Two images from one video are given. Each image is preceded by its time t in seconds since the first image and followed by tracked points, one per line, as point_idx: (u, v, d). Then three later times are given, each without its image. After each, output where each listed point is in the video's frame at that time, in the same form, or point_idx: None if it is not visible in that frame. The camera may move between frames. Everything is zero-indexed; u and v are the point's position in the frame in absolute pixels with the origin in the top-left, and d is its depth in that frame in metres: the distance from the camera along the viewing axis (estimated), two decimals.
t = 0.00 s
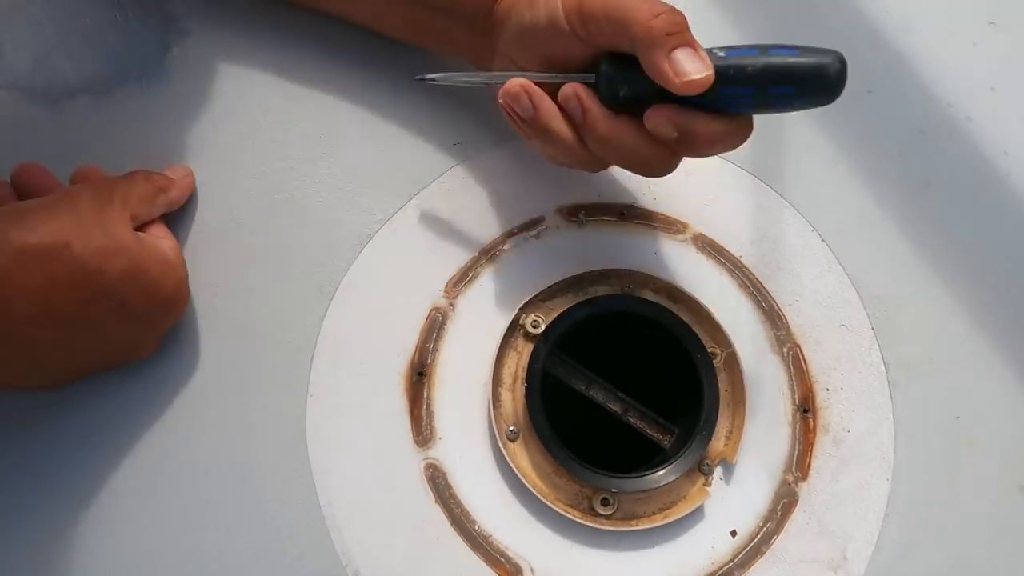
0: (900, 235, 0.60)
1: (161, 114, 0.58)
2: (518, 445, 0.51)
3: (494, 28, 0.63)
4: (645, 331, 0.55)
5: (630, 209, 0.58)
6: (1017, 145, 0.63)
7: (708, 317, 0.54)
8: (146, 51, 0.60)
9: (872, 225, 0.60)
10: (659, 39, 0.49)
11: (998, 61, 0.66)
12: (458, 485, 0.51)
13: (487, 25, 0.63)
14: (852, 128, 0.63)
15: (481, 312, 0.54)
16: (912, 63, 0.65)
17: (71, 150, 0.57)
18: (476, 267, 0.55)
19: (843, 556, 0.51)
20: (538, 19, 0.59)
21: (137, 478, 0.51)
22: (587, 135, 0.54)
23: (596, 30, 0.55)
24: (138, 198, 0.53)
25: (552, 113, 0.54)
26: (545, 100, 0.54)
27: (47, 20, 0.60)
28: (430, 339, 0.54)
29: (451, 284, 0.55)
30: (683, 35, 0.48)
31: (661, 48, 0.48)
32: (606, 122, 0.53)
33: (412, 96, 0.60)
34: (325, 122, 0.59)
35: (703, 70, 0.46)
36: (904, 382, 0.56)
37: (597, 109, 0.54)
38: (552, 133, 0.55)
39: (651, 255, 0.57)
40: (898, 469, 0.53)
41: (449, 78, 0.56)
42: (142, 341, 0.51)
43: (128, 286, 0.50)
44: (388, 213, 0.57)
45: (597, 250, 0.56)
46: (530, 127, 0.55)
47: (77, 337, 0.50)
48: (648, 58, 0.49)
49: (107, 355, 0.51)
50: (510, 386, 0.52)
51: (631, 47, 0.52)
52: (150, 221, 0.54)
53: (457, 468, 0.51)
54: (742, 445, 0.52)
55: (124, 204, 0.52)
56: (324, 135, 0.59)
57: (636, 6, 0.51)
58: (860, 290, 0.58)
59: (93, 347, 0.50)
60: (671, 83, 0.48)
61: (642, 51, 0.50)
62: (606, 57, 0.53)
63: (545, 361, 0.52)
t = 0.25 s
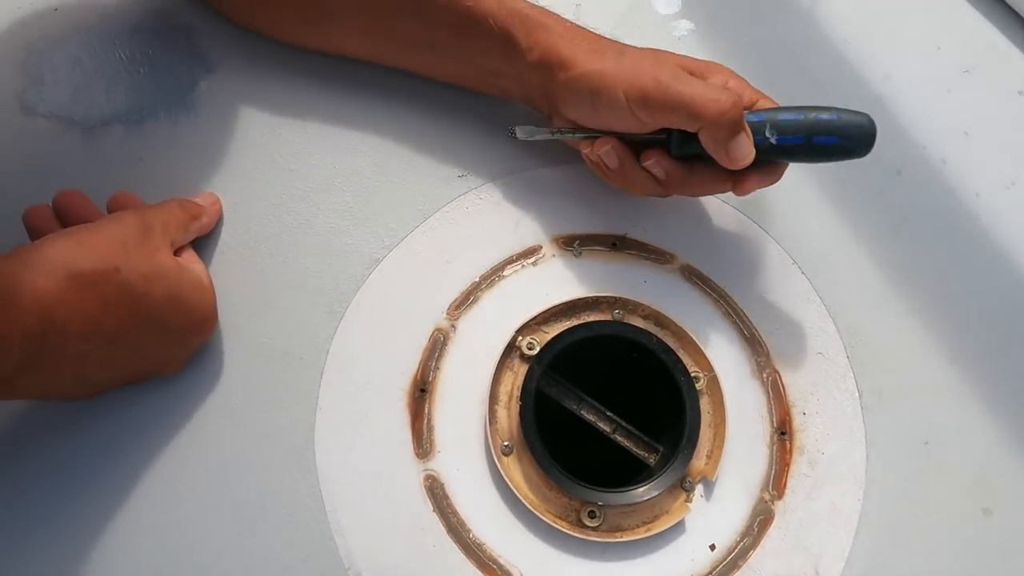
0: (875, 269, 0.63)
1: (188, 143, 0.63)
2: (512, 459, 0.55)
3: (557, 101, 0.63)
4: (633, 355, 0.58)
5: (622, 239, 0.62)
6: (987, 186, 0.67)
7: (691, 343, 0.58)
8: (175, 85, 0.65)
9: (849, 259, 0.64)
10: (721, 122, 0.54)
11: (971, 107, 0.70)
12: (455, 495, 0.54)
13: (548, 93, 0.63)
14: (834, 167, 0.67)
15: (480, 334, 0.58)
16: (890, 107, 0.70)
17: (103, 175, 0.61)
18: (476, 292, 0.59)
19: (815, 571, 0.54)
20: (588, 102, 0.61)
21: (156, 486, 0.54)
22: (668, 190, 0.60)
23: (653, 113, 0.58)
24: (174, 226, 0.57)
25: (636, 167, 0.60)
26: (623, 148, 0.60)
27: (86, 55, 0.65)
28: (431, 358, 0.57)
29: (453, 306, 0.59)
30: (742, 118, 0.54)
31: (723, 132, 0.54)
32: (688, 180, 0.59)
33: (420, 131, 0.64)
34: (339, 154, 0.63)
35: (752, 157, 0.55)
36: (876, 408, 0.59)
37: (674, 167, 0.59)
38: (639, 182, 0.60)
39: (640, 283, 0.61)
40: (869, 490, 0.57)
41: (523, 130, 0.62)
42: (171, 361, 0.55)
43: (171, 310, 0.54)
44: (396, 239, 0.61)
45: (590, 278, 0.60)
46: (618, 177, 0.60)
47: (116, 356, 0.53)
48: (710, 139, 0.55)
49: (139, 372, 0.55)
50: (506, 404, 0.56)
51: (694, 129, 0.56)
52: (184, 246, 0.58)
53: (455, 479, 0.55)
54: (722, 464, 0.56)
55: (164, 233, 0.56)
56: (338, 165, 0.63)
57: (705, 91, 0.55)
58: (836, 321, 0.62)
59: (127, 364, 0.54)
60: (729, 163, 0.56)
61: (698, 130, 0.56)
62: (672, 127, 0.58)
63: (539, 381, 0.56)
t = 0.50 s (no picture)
0: (854, 284, 0.66)
1: (198, 160, 0.66)
2: (504, 463, 0.57)
3: (554, 121, 0.66)
4: (621, 365, 0.61)
5: (612, 254, 0.65)
6: (963, 205, 0.70)
7: (676, 354, 0.61)
8: (186, 104, 0.68)
9: (829, 274, 0.67)
10: (713, 146, 0.57)
11: (949, 128, 0.73)
12: (450, 497, 0.57)
13: (547, 116, 0.66)
14: (817, 185, 0.69)
15: (475, 343, 0.61)
16: (871, 128, 0.72)
17: (118, 191, 0.64)
18: (472, 303, 0.62)
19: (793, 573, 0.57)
20: (586, 124, 0.64)
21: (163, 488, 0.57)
22: (665, 204, 0.64)
23: (650, 134, 0.60)
24: (197, 233, 0.60)
25: (634, 183, 0.63)
26: (622, 165, 0.63)
27: (102, 76, 0.68)
28: (429, 366, 0.60)
29: (450, 317, 0.62)
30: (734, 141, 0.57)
31: (716, 154, 0.57)
32: (682, 194, 0.63)
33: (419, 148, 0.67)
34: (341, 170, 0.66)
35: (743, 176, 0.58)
36: (853, 417, 0.62)
37: (669, 183, 0.62)
38: (637, 198, 0.64)
39: (629, 296, 0.64)
40: (846, 496, 0.59)
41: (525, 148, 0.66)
42: (185, 362, 0.58)
43: (189, 314, 0.57)
44: (396, 252, 0.64)
45: (581, 290, 0.63)
46: (617, 192, 0.64)
47: (134, 355, 0.56)
48: (704, 161, 0.58)
49: (153, 371, 0.58)
50: (499, 411, 0.59)
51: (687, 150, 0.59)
52: (203, 253, 0.61)
53: (450, 482, 0.57)
54: (705, 469, 0.59)
55: (188, 240, 0.59)
56: (342, 180, 0.66)
57: (698, 116, 0.58)
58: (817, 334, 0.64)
59: (144, 363, 0.57)
60: (721, 181, 0.59)
61: (693, 152, 0.59)
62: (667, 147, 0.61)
63: (531, 389, 0.59)
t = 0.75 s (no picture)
0: (843, 292, 0.68)
1: (210, 167, 0.68)
2: (503, 462, 0.59)
3: (526, 131, 0.69)
4: (617, 368, 0.63)
5: (609, 260, 0.67)
6: (949, 216, 0.72)
7: (670, 357, 0.63)
8: (199, 113, 0.70)
9: (819, 282, 0.69)
10: (668, 139, 0.59)
11: (937, 141, 0.75)
12: (451, 494, 0.59)
13: (519, 127, 0.69)
14: (808, 195, 0.72)
15: (477, 346, 0.63)
16: (862, 140, 0.75)
17: (133, 196, 0.67)
18: (474, 307, 0.65)
19: (782, 571, 0.59)
20: (552, 129, 0.66)
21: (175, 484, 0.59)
22: (642, 195, 0.66)
23: (611, 135, 0.62)
24: (216, 236, 0.62)
25: (609, 179, 0.66)
26: (597, 164, 0.65)
27: (118, 85, 0.70)
28: (431, 367, 0.62)
29: (452, 320, 0.64)
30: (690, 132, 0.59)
31: (673, 147, 0.60)
32: (656, 184, 0.65)
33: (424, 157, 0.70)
34: (348, 178, 0.69)
35: (706, 160, 0.61)
36: (841, 421, 0.64)
37: (644, 175, 0.64)
38: (615, 192, 0.66)
39: (625, 301, 0.66)
40: (834, 496, 0.61)
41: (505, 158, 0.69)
42: (200, 360, 0.60)
43: (205, 313, 0.59)
44: (401, 257, 0.66)
45: (579, 295, 0.65)
46: (595, 191, 0.66)
47: (153, 352, 0.58)
48: (663, 153, 0.60)
49: (169, 368, 0.60)
50: (499, 411, 0.61)
51: (648, 146, 0.62)
52: (220, 256, 0.64)
53: (451, 480, 0.59)
54: (697, 469, 0.61)
55: (206, 242, 0.61)
56: (348, 187, 0.68)
57: (655, 113, 0.60)
58: (807, 340, 0.66)
59: (162, 360, 0.59)
60: (682, 169, 0.61)
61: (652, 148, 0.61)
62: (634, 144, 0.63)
63: (530, 390, 0.61)
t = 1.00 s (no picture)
0: (831, 300, 0.70)
1: (215, 176, 0.70)
2: (498, 464, 0.61)
3: (484, 121, 0.70)
4: (609, 374, 0.65)
5: (602, 269, 0.69)
6: (935, 227, 0.74)
7: (661, 364, 0.65)
8: (205, 121, 0.72)
9: (807, 291, 0.70)
10: (615, 120, 0.61)
11: (926, 155, 0.77)
12: (446, 495, 0.61)
13: (477, 116, 0.70)
14: (798, 206, 0.73)
15: (473, 351, 0.65)
16: (851, 153, 0.76)
17: (141, 205, 0.69)
18: (470, 313, 0.66)
19: (768, 573, 0.61)
20: (507, 118, 0.68)
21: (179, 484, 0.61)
22: (597, 175, 0.68)
23: (560, 120, 0.65)
24: (220, 243, 0.64)
25: (563, 162, 0.68)
26: (550, 150, 0.68)
27: (126, 94, 0.72)
28: (428, 372, 0.64)
29: (449, 326, 0.66)
30: (635, 110, 0.61)
31: (620, 127, 0.61)
32: (609, 165, 0.67)
33: (424, 166, 0.71)
34: (349, 186, 0.70)
35: (655, 139, 0.61)
36: (828, 426, 0.66)
37: (594, 157, 0.66)
38: (570, 175, 0.68)
39: (618, 309, 0.68)
40: (819, 500, 0.63)
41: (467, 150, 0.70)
42: (205, 364, 0.62)
43: (210, 317, 0.61)
44: (400, 264, 0.68)
45: (572, 303, 0.67)
46: (551, 174, 0.68)
47: (160, 356, 0.60)
48: (612, 135, 0.62)
49: (176, 372, 0.62)
50: (493, 415, 0.62)
51: (596, 129, 0.64)
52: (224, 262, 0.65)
53: (447, 481, 0.61)
54: (686, 473, 0.62)
55: (212, 248, 0.63)
56: (350, 196, 0.70)
57: (601, 96, 0.62)
58: (795, 347, 0.68)
59: (168, 363, 0.61)
60: (634, 148, 0.62)
61: (602, 130, 0.63)
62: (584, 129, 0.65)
63: (524, 395, 0.63)
